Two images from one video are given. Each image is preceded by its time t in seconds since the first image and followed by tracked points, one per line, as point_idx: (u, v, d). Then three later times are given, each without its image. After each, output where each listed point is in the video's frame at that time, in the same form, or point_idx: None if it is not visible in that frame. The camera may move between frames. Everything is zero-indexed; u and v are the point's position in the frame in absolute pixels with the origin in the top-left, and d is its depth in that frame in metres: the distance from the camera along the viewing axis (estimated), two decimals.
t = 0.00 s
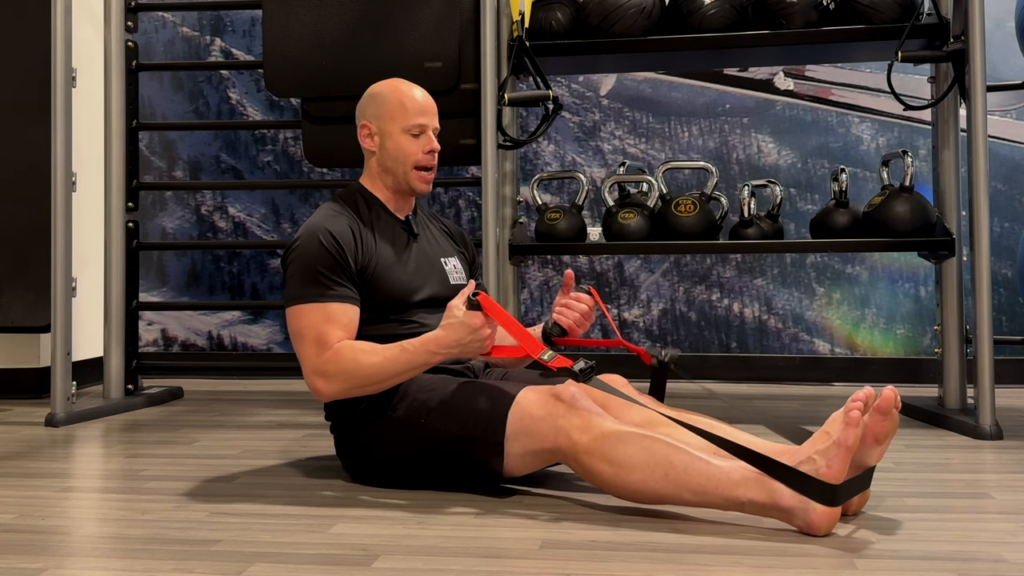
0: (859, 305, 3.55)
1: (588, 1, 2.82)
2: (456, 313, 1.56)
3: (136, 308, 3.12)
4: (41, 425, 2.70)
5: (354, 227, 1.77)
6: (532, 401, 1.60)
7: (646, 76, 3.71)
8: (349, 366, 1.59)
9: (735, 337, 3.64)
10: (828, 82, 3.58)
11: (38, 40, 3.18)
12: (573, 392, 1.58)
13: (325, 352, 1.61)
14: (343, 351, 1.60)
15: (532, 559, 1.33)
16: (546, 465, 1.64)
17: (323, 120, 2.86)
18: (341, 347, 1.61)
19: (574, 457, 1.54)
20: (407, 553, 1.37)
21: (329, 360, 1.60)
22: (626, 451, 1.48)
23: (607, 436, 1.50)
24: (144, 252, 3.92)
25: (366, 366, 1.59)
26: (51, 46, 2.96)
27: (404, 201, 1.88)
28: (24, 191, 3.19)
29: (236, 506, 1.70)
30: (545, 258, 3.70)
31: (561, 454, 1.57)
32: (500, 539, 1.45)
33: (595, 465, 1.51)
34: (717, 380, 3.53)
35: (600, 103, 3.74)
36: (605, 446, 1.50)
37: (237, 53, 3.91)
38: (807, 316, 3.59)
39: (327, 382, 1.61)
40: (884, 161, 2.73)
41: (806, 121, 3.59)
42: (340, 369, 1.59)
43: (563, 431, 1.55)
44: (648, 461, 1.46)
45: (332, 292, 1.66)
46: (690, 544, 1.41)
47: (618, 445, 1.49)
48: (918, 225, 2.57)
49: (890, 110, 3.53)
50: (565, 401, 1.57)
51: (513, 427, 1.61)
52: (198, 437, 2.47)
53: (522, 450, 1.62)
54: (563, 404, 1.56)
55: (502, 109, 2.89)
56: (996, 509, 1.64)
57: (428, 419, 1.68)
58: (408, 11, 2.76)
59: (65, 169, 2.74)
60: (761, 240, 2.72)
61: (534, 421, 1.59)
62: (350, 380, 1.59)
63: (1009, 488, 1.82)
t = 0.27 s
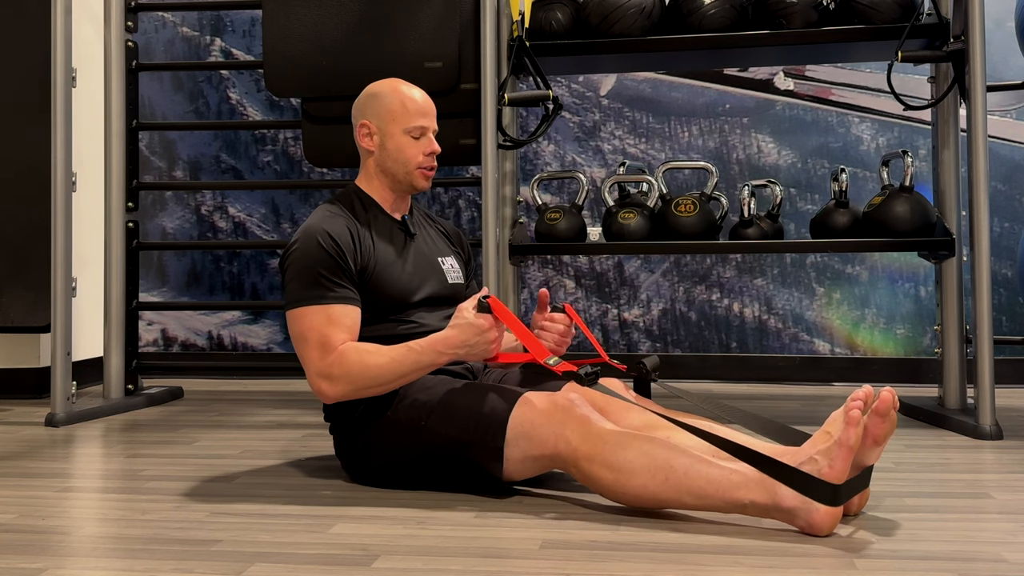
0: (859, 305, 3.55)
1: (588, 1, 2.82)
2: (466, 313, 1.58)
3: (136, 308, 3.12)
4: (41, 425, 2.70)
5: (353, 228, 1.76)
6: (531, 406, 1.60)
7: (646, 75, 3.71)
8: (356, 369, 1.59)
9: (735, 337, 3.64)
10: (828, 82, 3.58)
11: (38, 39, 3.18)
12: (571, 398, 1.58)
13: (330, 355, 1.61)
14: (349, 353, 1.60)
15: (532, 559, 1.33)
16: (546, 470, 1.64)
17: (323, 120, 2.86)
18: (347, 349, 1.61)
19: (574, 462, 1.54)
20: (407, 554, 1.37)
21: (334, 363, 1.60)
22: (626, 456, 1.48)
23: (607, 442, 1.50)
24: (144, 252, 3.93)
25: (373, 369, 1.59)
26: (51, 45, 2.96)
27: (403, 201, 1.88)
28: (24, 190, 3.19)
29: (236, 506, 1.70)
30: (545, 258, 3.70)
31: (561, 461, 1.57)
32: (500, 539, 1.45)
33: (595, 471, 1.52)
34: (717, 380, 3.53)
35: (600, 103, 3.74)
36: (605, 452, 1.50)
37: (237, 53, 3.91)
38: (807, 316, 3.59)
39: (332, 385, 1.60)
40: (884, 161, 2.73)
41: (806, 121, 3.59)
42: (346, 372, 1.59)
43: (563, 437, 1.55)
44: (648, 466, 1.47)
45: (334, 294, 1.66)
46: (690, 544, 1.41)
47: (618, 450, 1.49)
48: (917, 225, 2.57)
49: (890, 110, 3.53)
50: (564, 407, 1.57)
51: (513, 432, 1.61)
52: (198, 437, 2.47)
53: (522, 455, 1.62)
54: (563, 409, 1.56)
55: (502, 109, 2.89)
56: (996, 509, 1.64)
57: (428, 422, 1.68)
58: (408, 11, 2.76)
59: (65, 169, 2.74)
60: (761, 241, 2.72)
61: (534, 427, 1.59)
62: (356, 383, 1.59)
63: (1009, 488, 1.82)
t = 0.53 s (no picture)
0: (859, 305, 3.55)
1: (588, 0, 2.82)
2: (490, 311, 1.66)
3: (136, 308, 3.12)
4: (41, 425, 2.70)
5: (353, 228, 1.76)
6: (531, 407, 1.60)
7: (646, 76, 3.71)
8: (374, 367, 1.62)
9: (735, 337, 3.64)
10: (828, 82, 3.58)
11: (38, 40, 3.18)
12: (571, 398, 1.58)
13: (345, 356, 1.63)
14: (365, 351, 1.62)
15: (532, 559, 1.33)
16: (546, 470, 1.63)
17: (323, 120, 2.86)
18: (362, 348, 1.63)
19: (574, 462, 1.54)
20: (407, 554, 1.37)
21: (352, 362, 1.62)
22: (626, 456, 1.48)
23: (606, 442, 1.50)
24: (144, 252, 3.92)
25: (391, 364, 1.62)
26: (51, 46, 2.96)
27: (403, 203, 1.88)
28: (24, 190, 3.19)
29: (236, 506, 1.70)
30: (545, 258, 3.70)
31: (561, 461, 1.57)
32: (500, 539, 1.45)
33: (595, 471, 1.51)
34: (717, 380, 3.53)
35: (600, 103, 3.74)
36: (605, 452, 1.50)
37: (237, 53, 3.91)
38: (807, 316, 3.59)
39: (351, 383, 1.63)
40: (884, 161, 2.73)
41: (806, 121, 3.59)
42: (365, 370, 1.62)
43: (563, 437, 1.55)
44: (648, 467, 1.47)
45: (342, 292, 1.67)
46: (690, 544, 1.41)
47: (618, 451, 1.49)
48: (918, 225, 2.57)
49: (890, 111, 3.53)
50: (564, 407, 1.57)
51: (513, 432, 1.61)
52: (198, 437, 2.47)
53: (521, 454, 1.62)
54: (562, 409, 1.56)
55: (502, 109, 2.89)
56: (997, 509, 1.64)
57: (428, 422, 1.68)
58: (408, 11, 2.75)
59: (65, 169, 2.74)
60: (761, 241, 2.72)
61: (534, 426, 1.58)
62: (375, 380, 1.62)
63: (1009, 488, 1.82)
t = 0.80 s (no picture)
0: (859, 305, 3.55)
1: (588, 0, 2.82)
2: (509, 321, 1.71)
3: (136, 308, 3.12)
4: (41, 425, 2.70)
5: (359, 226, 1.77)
6: (532, 406, 1.59)
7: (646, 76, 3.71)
8: (390, 366, 1.64)
9: (735, 337, 3.64)
10: (828, 82, 3.58)
11: (38, 39, 3.18)
12: (571, 396, 1.58)
13: (360, 354, 1.63)
14: (381, 350, 1.64)
15: (532, 559, 1.33)
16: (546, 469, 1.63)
17: (323, 120, 2.86)
18: (379, 347, 1.64)
19: (574, 462, 1.54)
20: (407, 554, 1.37)
21: (368, 360, 1.63)
22: (626, 456, 1.48)
23: (607, 441, 1.50)
24: (144, 252, 3.93)
25: (407, 364, 1.65)
26: (52, 46, 2.96)
27: (406, 205, 1.88)
28: (24, 190, 3.19)
29: (236, 506, 1.70)
30: (545, 258, 3.70)
31: (561, 460, 1.57)
32: (500, 539, 1.45)
33: (595, 470, 1.51)
34: (717, 380, 3.53)
35: (600, 103, 3.74)
36: (605, 451, 1.50)
37: (237, 53, 3.91)
38: (807, 316, 3.59)
39: (364, 382, 1.64)
40: (884, 161, 2.73)
41: (806, 121, 3.59)
42: (381, 369, 1.63)
43: (563, 436, 1.55)
44: (647, 466, 1.46)
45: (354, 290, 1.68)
46: (690, 544, 1.41)
47: (618, 450, 1.49)
48: (918, 225, 2.57)
49: (890, 110, 3.53)
50: (564, 406, 1.56)
51: (513, 431, 1.61)
52: (198, 437, 2.47)
53: (521, 454, 1.62)
54: (562, 408, 1.56)
55: (502, 109, 2.89)
56: (996, 509, 1.64)
57: (428, 421, 1.68)
58: (408, 11, 2.75)
59: (65, 169, 2.74)
60: (761, 241, 2.72)
61: (534, 425, 1.58)
62: (389, 379, 1.64)
63: (1009, 488, 1.82)
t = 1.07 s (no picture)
0: (859, 305, 3.55)
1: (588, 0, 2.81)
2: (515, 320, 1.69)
3: (136, 308, 3.12)
4: (41, 425, 2.70)
5: (361, 221, 1.78)
6: (532, 402, 1.59)
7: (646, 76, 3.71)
8: (395, 360, 1.63)
9: (735, 337, 3.63)
10: (828, 82, 3.58)
11: (38, 40, 3.18)
12: (572, 393, 1.58)
13: (365, 348, 1.63)
14: (385, 344, 1.64)
15: (532, 559, 1.33)
16: (547, 466, 1.63)
17: (323, 120, 2.86)
18: (383, 341, 1.64)
19: (574, 459, 1.54)
20: (407, 554, 1.37)
21: (372, 355, 1.63)
22: (627, 453, 1.48)
23: (607, 439, 1.50)
24: (144, 252, 3.93)
25: (412, 358, 1.64)
26: (52, 46, 2.96)
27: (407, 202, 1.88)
28: (24, 190, 3.19)
29: (236, 506, 1.70)
30: (545, 258, 3.70)
31: (561, 456, 1.57)
32: (500, 539, 1.45)
33: (595, 468, 1.51)
34: (717, 380, 3.53)
35: (600, 103, 3.74)
36: (606, 449, 1.50)
37: (237, 53, 3.91)
38: (807, 316, 3.59)
39: (369, 376, 1.63)
40: (884, 161, 2.73)
41: (806, 121, 3.59)
42: (385, 362, 1.63)
43: (563, 433, 1.55)
44: (648, 464, 1.46)
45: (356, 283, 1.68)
46: (690, 543, 1.41)
47: (618, 448, 1.49)
48: (918, 225, 2.57)
49: (890, 110, 3.53)
50: (565, 402, 1.56)
51: (513, 428, 1.61)
52: (198, 437, 2.47)
53: (521, 451, 1.62)
54: (563, 405, 1.56)
55: (502, 109, 2.89)
56: (996, 509, 1.64)
57: (428, 421, 1.68)
58: (408, 11, 2.75)
59: (65, 169, 2.74)
60: (761, 241, 2.72)
61: (534, 422, 1.58)
62: (395, 372, 1.63)
63: (1009, 488, 1.82)
